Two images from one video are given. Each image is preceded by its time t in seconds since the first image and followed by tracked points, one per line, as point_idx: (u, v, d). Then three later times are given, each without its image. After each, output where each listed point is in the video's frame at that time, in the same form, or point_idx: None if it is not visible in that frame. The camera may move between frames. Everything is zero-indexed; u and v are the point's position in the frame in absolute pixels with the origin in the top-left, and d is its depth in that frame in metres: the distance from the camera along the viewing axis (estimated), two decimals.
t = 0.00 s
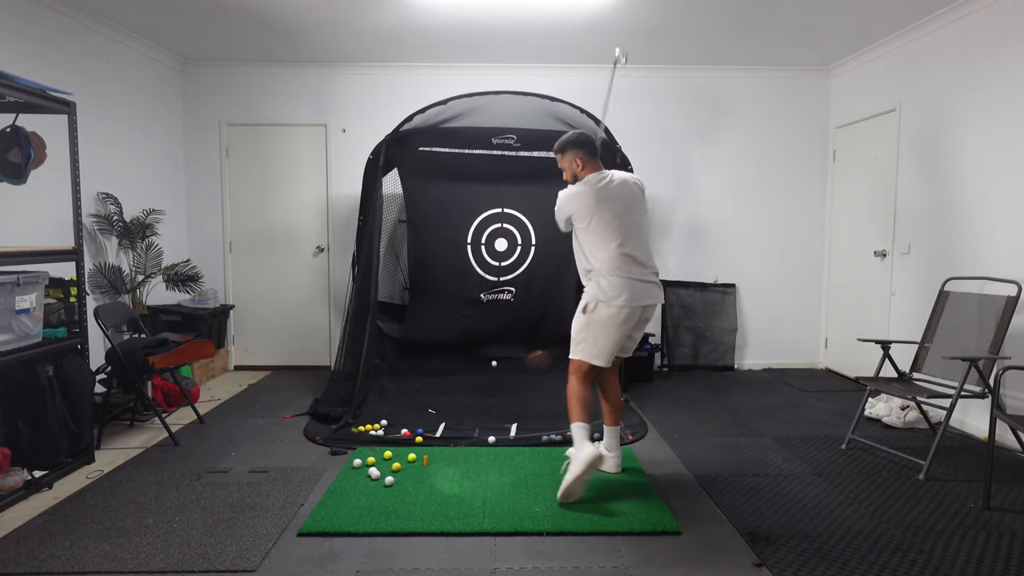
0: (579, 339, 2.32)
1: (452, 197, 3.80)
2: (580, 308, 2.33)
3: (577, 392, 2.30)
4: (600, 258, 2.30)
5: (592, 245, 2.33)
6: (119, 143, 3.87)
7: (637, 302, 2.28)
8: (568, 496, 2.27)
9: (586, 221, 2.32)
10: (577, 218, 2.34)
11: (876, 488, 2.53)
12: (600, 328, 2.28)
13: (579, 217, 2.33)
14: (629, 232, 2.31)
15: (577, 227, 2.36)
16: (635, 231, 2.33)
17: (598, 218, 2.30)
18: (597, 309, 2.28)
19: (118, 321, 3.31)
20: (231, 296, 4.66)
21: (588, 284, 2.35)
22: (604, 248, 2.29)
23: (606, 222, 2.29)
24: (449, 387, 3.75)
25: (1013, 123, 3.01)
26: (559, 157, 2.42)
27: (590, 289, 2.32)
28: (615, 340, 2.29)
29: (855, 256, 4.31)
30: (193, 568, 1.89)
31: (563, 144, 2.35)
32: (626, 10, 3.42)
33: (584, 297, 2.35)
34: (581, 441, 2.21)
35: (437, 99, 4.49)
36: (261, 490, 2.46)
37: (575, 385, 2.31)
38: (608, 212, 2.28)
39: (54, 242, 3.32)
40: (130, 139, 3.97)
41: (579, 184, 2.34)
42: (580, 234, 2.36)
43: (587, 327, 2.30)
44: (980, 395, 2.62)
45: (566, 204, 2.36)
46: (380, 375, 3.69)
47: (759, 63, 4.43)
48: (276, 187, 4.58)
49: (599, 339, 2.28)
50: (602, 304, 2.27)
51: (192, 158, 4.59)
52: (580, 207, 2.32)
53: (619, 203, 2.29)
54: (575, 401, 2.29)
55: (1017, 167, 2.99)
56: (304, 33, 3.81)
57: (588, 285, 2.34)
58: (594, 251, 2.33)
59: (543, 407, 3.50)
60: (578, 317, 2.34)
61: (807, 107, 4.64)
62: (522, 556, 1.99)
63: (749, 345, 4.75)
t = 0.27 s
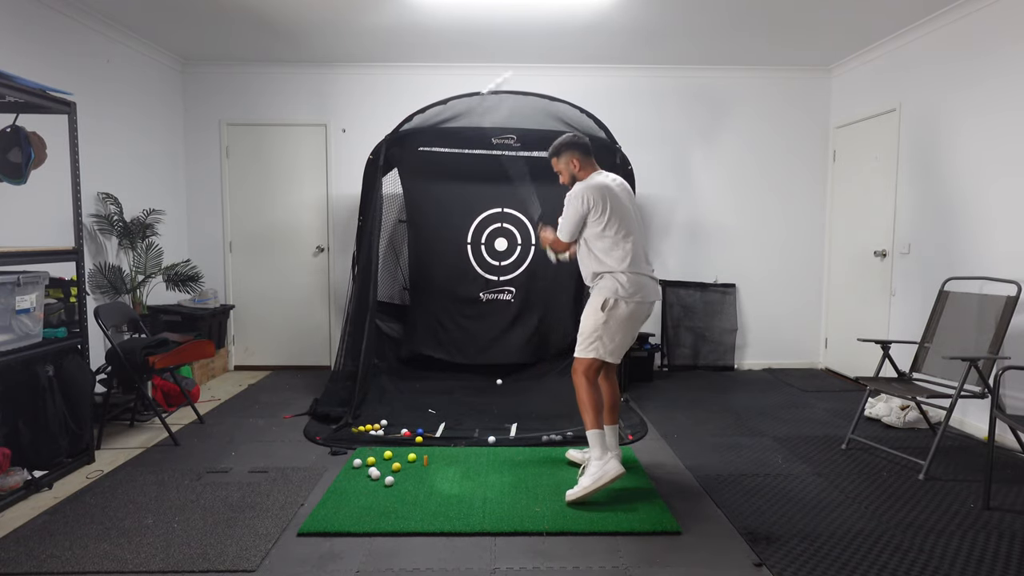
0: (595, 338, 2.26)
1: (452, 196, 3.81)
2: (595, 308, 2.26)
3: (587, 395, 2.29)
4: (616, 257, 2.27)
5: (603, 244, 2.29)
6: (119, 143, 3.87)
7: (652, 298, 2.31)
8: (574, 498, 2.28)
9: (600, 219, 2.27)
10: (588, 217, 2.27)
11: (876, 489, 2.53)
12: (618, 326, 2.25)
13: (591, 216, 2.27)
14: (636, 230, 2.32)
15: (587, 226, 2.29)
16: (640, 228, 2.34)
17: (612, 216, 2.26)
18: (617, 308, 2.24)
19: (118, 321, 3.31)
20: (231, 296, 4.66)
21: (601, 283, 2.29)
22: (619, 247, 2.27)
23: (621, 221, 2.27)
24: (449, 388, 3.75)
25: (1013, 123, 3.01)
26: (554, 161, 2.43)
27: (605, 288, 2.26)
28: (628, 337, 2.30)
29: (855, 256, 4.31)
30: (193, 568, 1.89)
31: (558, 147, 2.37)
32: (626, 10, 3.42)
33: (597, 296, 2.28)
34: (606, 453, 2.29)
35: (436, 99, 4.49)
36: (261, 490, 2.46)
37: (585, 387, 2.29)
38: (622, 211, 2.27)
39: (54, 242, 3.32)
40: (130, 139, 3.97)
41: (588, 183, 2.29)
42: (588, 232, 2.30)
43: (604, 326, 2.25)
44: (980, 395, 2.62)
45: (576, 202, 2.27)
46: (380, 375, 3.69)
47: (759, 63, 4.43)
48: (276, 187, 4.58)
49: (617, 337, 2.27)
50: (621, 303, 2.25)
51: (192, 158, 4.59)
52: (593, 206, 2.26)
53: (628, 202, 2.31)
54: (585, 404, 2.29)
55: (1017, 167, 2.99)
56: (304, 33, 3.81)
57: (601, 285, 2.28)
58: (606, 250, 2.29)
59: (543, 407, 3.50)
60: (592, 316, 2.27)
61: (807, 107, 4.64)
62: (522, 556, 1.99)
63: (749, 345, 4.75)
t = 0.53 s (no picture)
0: (596, 339, 2.26)
1: (452, 196, 3.80)
2: (597, 310, 2.26)
3: (588, 394, 2.29)
4: (615, 257, 2.26)
5: (602, 245, 2.28)
6: (119, 143, 3.87)
7: (652, 296, 2.31)
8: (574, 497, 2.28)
9: (598, 220, 2.25)
10: (587, 219, 2.25)
11: (877, 489, 2.53)
12: (620, 325, 2.26)
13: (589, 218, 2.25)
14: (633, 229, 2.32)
15: (585, 228, 2.27)
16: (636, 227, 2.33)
17: (610, 217, 2.25)
18: (618, 308, 2.24)
19: (118, 321, 3.31)
20: (231, 296, 4.66)
21: (601, 285, 2.28)
22: (618, 248, 2.26)
23: (619, 221, 2.26)
24: (449, 388, 3.76)
25: (1013, 123, 3.02)
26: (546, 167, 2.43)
27: (606, 290, 2.25)
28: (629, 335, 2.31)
29: (855, 256, 4.31)
30: (193, 568, 1.89)
31: (551, 151, 2.35)
32: (626, 10, 3.42)
33: (597, 298, 2.27)
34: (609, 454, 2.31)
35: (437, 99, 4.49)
36: (261, 490, 2.46)
37: (586, 386, 2.29)
38: (620, 211, 2.26)
39: (54, 242, 3.32)
40: (130, 139, 3.97)
41: (585, 185, 2.27)
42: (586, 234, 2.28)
43: (606, 327, 2.25)
44: (980, 395, 2.62)
45: (574, 205, 2.25)
46: (380, 375, 3.71)
47: (759, 63, 4.44)
48: (276, 187, 4.58)
49: (619, 337, 2.27)
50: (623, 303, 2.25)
51: (193, 158, 4.59)
52: (591, 208, 2.24)
53: (624, 201, 2.30)
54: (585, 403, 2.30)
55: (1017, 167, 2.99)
56: (304, 33, 3.82)
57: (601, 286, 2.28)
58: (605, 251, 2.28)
59: (543, 407, 3.50)
60: (593, 316, 2.27)
61: (807, 107, 4.64)
62: (522, 556, 1.99)
63: (749, 345, 4.76)
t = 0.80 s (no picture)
0: (596, 346, 2.25)
1: (451, 196, 3.80)
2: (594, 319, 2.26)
3: (592, 398, 2.27)
4: (608, 267, 2.24)
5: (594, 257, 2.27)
6: (119, 143, 3.87)
7: (655, 299, 2.25)
8: (573, 497, 2.28)
9: (586, 233, 2.25)
10: (574, 235, 2.26)
11: (876, 488, 2.53)
12: (619, 331, 2.23)
13: (577, 233, 2.25)
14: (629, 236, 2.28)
15: (575, 243, 2.28)
16: (633, 233, 2.30)
17: (597, 228, 2.24)
18: (615, 315, 2.22)
19: (118, 321, 3.31)
20: (231, 296, 4.66)
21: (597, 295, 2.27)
22: (612, 256, 2.24)
23: (608, 230, 2.24)
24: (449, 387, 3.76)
25: (1013, 123, 3.01)
26: (530, 186, 2.43)
27: (602, 299, 2.24)
28: (632, 340, 2.28)
29: (855, 256, 4.31)
30: (193, 568, 1.89)
31: (534, 171, 2.35)
32: (626, 10, 3.42)
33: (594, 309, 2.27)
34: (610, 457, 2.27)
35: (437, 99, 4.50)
36: (261, 490, 2.46)
37: (589, 392, 2.28)
38: (607, 220, 2.24)
39: (54, 242, 3.32)
40: (130, 139, 3.97)
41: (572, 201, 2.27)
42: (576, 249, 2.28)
43: (604, 334, 2.23)
44: (980, 395, 2.62)
45: (560, 225, 2.27)
46: (380, 375, 3.73)
47: (759, 63, 4.44)
48: (276, 187, 4.58)
49: (620, 343, 2.24)
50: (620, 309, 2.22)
51: (193, 158, 4.59)
52: (576, 223, 2.24)
53: (612, 208, 2.27)
54: (589, 408, 2.29)
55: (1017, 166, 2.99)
56: (304, 33, 3.82)
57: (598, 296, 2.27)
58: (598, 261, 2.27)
59: (543, 407, 3.50)
60: (592, 325, 2.27)
61: (807, 107, 4.64)
62: (521, 556, 1.99)
63: (749, 345, 4.76)
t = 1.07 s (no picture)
0: (604, 347, 2.22)
1: (452, 196, 3.80)
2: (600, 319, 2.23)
3: (605, 404, 2.23)
4: (611, 267, 2.22)
5: (595, 258, 2.25)
6: (119, 143, 3.87)
7: (659, 296, 2.24)
8: (575, 500, 2.28)
9: (586, 236, 2.22)
10: (574, 238, 2.23)
11: (876, 488, 2.53)
12: (625, 331, 2.22)
13: (577, 236, 2.22)
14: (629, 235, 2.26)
15: (575, 246, 2.25)
16: (632, 232, 2.28)
17: (596, 229, 2.22)
18: (621, 315, 2.20)
19: (118, 321, 3.31)
20: (231, 296, 4.66)
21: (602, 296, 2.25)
22: (614, 256, 2.22)
23: (607, 230, 2.22)
24: (450, 388, 3.76)
25: (1013, 123, 3.01)
26: (523, 191, 2.38)
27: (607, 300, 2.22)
28: (637, 338, 2.27)
29: (855, 256, 4.31)
30: (193, 568, 1.89)
31: (526, 176, 2.31)
32: (626, 11, 3.42)
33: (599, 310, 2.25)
34: (621, 471, 2.26)
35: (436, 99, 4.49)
36: (261, 490, 2.46)
37: (602, 395, 2.22)
38: (607, 220, 2.22)
39: (54, 242, 3.32)
40: (130, 139, 3.97)
41: (569, 204, 2.24)
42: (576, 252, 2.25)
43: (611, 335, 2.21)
44: (980, 395, 2.62)
45: (558, 229, 2.23)
46: (380, 375, 3.72)
47: (759, 63, 4.44)
48: (275, 187, 4.58)
49: (627, 342, 2.23)
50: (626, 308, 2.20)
51: (192, 158, 4.59)
52: (575, 225, 2.21)
53: (610, 208, 2.25)
54: (598, 412, 2.24)
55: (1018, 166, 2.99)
56: (304, 33, 3.81)
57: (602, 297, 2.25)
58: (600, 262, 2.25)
59: (543, 407, 3.50)
60: (598, 326, 2.24)
61: (807, 107, 4.64)
62: (521, 556, 1.99)
63: (749, 345, 4.75)
